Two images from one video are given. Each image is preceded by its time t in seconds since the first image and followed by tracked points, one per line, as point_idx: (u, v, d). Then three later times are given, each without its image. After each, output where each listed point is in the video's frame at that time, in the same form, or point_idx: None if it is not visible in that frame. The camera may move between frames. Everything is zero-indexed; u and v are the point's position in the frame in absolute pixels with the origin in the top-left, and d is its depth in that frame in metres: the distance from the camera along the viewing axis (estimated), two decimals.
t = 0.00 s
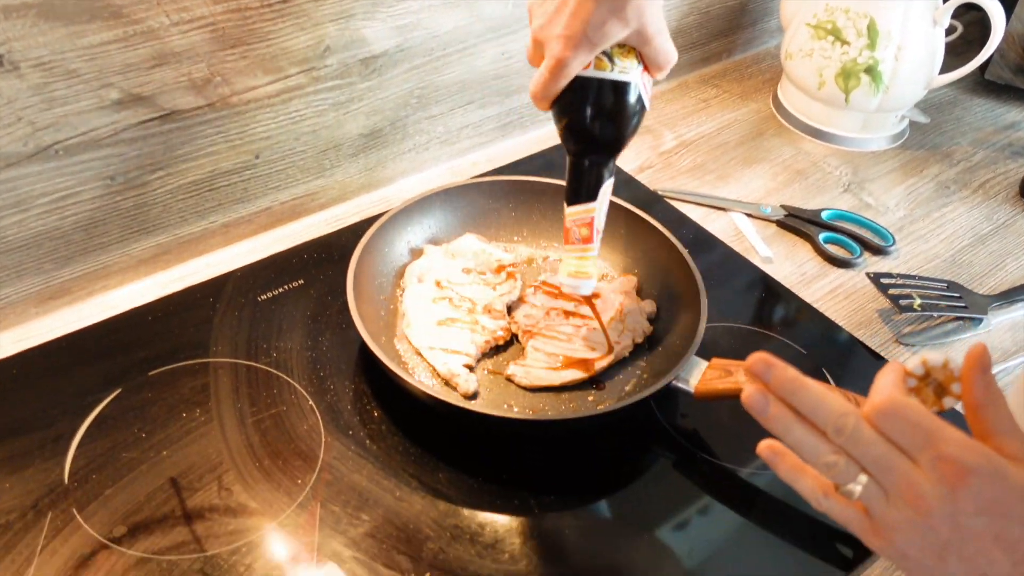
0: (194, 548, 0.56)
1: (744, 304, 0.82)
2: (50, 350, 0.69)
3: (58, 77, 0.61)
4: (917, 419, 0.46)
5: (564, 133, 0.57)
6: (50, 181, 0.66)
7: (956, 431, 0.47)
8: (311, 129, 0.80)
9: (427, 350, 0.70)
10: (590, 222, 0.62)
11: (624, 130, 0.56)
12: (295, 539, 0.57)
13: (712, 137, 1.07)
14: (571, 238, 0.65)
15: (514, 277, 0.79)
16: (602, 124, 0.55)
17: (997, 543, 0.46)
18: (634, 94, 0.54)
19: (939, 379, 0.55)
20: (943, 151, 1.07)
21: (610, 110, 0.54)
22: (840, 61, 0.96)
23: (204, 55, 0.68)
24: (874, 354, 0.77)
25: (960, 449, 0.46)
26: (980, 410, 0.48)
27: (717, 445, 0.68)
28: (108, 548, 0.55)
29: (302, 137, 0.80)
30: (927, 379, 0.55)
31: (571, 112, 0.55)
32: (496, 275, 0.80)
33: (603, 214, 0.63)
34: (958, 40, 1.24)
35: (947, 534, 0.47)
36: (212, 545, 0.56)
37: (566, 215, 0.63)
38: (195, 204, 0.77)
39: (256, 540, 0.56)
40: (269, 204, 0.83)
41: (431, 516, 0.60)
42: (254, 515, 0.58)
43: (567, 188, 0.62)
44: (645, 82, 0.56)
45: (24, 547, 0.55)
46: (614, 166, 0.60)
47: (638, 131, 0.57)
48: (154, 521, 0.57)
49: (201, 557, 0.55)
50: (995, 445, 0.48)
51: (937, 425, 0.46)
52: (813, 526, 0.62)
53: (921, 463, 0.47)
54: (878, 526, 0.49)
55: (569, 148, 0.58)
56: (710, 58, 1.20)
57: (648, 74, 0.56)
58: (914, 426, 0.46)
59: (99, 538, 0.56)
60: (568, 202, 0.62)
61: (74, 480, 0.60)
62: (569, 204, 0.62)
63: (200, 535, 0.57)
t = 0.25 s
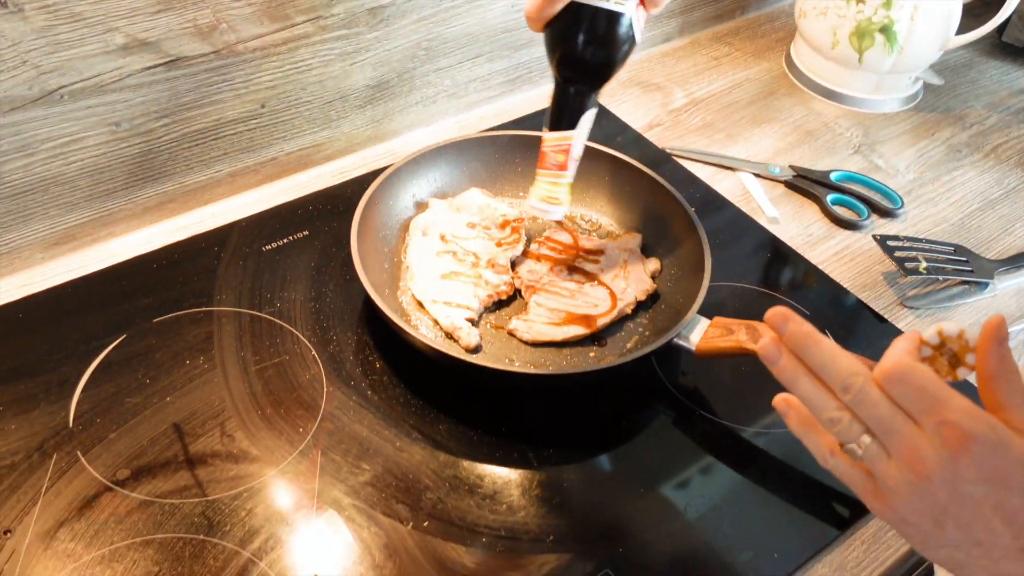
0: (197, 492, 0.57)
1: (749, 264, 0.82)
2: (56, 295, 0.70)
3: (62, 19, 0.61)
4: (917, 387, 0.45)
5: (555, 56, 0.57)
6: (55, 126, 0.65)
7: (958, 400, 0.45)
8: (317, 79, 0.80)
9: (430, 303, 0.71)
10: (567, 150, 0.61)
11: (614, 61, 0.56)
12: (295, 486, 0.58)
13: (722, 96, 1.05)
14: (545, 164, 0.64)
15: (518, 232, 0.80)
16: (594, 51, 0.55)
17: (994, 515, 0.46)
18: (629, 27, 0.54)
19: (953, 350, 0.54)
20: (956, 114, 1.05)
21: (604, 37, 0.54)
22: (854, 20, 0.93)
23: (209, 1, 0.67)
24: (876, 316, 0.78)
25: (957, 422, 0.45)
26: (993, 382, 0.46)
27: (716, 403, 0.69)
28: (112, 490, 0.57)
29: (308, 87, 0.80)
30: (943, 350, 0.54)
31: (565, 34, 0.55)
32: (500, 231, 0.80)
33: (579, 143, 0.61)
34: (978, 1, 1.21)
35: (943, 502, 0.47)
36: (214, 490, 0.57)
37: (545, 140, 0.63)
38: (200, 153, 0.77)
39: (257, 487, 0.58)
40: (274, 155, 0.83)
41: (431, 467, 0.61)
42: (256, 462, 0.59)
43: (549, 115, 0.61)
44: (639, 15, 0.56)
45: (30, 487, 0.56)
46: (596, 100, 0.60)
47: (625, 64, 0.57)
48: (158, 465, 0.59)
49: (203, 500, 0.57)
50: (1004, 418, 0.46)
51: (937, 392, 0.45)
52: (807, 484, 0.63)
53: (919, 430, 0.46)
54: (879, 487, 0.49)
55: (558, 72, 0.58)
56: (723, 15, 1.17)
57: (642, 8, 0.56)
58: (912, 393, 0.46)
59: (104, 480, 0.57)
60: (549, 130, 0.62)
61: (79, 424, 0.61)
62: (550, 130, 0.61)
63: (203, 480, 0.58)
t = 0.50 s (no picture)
0: (199, 486, 0.57)
1: (754, 268, 0.82)
2: (65, 288, 0.71)
3: (75, 12, 0.61)
4: (878, 436, 0.46)
5: (516, 58, 0.56)
6: (66, 119, 0.66)
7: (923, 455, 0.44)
8: (326, 76, 0.80)
9: (434, 301, 0.71)
10: (514, 154, 0.59)
11: (572, 71, 0.56)
12: (297, 481, 0.59)
13: (730, 99, 1.05)
14: (490, 166, 0.62)
15: (524, 232, 0.80)
16: (556, 59, 0.55)
17: None
18: (593, 38, 0.54)
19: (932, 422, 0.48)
20: (965, 121, 1.05)
21: (566, 46, 0.54)
22: (864, 24, 0.93)
23: None
24: (880, 323, 0.77)
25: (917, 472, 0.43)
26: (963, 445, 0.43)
27: (718, 407, 0.69)
28: (116, 482, 0.57)
29: (317, 84, 0.80)
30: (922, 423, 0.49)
31: (528, 39, 0.54)
32: (506, 230, 0.80)
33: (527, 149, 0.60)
34: (990, 7, 1.21)
35: (904, 554, 0.45)
36: (216, 484, 0.58)
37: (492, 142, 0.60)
38: (209, 148, 0.77)
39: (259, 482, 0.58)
40: (282, 151, 0.83)
41: (432, 465, 0.61)
42: (258, 457, 0.60)
43: (500, 115, 0.59)
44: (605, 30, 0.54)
45: (34, 478, 0.57)
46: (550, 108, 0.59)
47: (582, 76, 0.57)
48: (162, 458, 0.59)
49: (205, 494, 0.57)
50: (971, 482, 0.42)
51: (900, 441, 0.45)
52: (807, 488, 0.63)
53: (887, 479, 0.46)
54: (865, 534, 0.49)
55: (517, 75, 0.57)
56: (733, 18, 1.17)
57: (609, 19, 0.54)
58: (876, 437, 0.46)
59: (108, 472, 0.58)
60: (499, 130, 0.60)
61: (84, 416, 0.61)
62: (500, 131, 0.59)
63: (205, 474, 0.58)
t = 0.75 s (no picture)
0: (198, 514, 0.57)
1: (760, 299, 0.81)
2: (70, 313, 0.71)
3: (85, 42, 0.62)
4: (853, 531, 0.49)
5: (521, 77, 0.56)
6: (74, 146, 0.66)
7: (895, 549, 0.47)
8: (333, 105, 0.81)
9: (438, 330, 0.71)
10: (522, 170, 0.58)
11: (579, 89, 0.55)
12: (297, 510, 0.58)
13: (736, 130, 1.06)
14: (498, 181, 0.60)
15: (528, 261, 0.80)
16: (562, 76, 0.54)
17: None
18: (596, 58, 0.54)
19: (909, 514, 0.51)
20: (970, 154, 1.05)
21: (573, 62, 0.54)
22: (869, 57, 0.94)
23: (228, 27, 0.68)
24: (886, 355, 0.77)
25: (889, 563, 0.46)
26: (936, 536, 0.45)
27: (723, 438, 0.68)
28: (115, 509, 0.56)
29: (324, 113, 0.81)
30: (901, 514, 0.52)
31: (534, 58, 0.54)
32: (510, 258, 0.80)
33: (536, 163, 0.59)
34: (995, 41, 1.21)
35: None
36: (216, 512, 0.57)
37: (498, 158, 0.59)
38: (215, 175, 0.77)
39: (259, 511, 0.57)
40: (289, 179, 0.84)
41: (433, 494, 0.60)
42: (258, 485, 0.59)
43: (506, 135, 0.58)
44: (607, 49, 0.55)
45: (33, 504, 0.56)
46: (556, 128, 0.59)
47: (588, 93, 0.56)
48: (162, 485, 0.58)
49: (205, 523, 0.56)
50: (948, 573, 0.43)
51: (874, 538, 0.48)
52: (815, 524, 0.62)
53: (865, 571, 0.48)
54: None
55: (524, 95, 0.57)
56: (738, 50, 1.18)
57: (609, 39, 0.55)
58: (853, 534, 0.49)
59: (107, 499, 0.57)
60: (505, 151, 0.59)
61: (85, 442, 0.61)
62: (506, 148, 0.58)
63: (205, 502, 0.57)
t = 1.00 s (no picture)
0: (206, 533, 0.57)
1: (766, 320, 0.81)
2: (79, 331, 0.71)
3: (98, 63, 0.63)
4: (851, 550, 0.53)
5: (554, 77, 0.57)
6: (86, 165, 0.67)
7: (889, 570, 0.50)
8: (342, 125, 0.81)
9: (445, 350, 0.71)
10: (553, 170, 0.58)
11: (611, 90, 0.56)
12: (303, 530, 0.58)
13: (741, 151, 1.06)
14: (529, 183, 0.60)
15: (535, 282, 0.80)
16: (594, 77, 0.55)
17: None
18: (627, 62, 0.54)
19: (909, 533, 0.54)
20: (976, 176, 1.05)
21: (604, 65, 0.54)
22: (875, 79, 0.95)
23: (240, 48, 0.69)
24: (892, 378, 0.77)
25: None
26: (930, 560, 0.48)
27: (730, 460, 0.68)
28: (122, 529, 0.56)
29: (333, 133, 0.81)
30: (902, 533, 0.54)
31: (567, 59, 0.55)
32: (517, 279, 0.80)
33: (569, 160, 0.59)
34: (999, 64, 1.22)
35: None
36: (223, 532, 0.57)
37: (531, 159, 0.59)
38: (225, 194, 0.78)
39: (266, 531, 0.57)
40: (298, 198, 0.84)
41: (439, 515, 0.60)
42: (265, 504, 0.59)
43: (540, 135, 0.60)
44: (637, 53, 0.55)
45: (41, 523, 0.56)
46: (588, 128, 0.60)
47: (618, 95, 0.57)
48: (169, 504, 0.58)
49: (212, 542, 0.56)
50: None
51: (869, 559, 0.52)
52: (823, 547, 0.62)
53: None
54: None
55: (556, 95, 0.58)
56: (744, 71, 1.19)
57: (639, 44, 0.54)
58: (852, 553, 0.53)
59: (114, 518, 0.57)
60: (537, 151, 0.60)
61: (93, 460, 0.61)
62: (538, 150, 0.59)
63: (212, 522, 0.57)
